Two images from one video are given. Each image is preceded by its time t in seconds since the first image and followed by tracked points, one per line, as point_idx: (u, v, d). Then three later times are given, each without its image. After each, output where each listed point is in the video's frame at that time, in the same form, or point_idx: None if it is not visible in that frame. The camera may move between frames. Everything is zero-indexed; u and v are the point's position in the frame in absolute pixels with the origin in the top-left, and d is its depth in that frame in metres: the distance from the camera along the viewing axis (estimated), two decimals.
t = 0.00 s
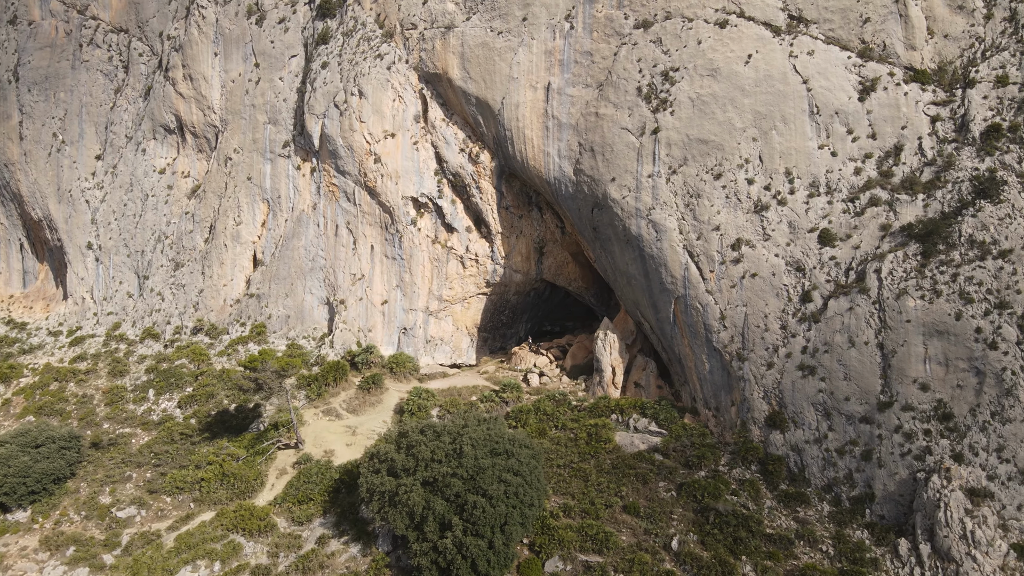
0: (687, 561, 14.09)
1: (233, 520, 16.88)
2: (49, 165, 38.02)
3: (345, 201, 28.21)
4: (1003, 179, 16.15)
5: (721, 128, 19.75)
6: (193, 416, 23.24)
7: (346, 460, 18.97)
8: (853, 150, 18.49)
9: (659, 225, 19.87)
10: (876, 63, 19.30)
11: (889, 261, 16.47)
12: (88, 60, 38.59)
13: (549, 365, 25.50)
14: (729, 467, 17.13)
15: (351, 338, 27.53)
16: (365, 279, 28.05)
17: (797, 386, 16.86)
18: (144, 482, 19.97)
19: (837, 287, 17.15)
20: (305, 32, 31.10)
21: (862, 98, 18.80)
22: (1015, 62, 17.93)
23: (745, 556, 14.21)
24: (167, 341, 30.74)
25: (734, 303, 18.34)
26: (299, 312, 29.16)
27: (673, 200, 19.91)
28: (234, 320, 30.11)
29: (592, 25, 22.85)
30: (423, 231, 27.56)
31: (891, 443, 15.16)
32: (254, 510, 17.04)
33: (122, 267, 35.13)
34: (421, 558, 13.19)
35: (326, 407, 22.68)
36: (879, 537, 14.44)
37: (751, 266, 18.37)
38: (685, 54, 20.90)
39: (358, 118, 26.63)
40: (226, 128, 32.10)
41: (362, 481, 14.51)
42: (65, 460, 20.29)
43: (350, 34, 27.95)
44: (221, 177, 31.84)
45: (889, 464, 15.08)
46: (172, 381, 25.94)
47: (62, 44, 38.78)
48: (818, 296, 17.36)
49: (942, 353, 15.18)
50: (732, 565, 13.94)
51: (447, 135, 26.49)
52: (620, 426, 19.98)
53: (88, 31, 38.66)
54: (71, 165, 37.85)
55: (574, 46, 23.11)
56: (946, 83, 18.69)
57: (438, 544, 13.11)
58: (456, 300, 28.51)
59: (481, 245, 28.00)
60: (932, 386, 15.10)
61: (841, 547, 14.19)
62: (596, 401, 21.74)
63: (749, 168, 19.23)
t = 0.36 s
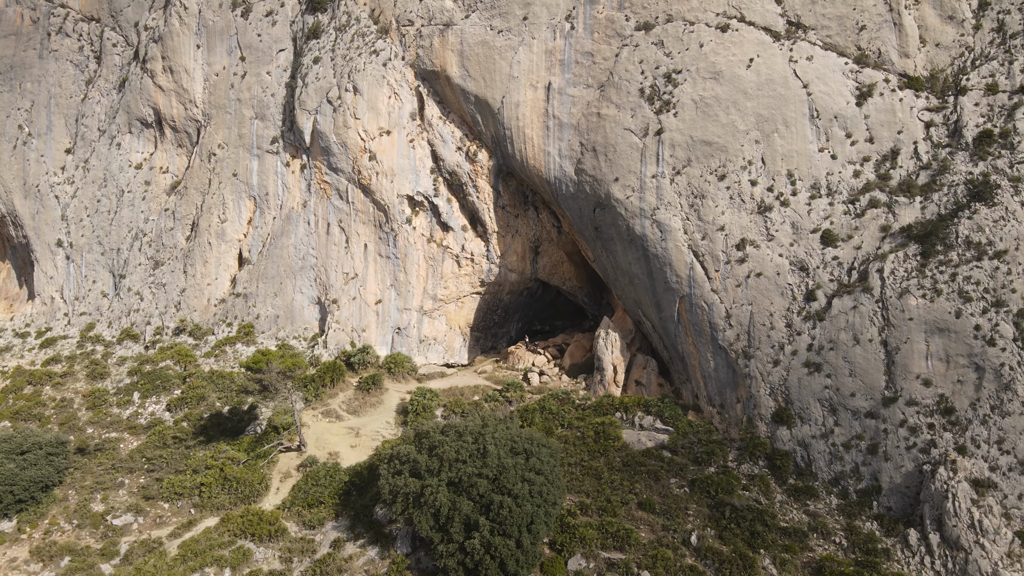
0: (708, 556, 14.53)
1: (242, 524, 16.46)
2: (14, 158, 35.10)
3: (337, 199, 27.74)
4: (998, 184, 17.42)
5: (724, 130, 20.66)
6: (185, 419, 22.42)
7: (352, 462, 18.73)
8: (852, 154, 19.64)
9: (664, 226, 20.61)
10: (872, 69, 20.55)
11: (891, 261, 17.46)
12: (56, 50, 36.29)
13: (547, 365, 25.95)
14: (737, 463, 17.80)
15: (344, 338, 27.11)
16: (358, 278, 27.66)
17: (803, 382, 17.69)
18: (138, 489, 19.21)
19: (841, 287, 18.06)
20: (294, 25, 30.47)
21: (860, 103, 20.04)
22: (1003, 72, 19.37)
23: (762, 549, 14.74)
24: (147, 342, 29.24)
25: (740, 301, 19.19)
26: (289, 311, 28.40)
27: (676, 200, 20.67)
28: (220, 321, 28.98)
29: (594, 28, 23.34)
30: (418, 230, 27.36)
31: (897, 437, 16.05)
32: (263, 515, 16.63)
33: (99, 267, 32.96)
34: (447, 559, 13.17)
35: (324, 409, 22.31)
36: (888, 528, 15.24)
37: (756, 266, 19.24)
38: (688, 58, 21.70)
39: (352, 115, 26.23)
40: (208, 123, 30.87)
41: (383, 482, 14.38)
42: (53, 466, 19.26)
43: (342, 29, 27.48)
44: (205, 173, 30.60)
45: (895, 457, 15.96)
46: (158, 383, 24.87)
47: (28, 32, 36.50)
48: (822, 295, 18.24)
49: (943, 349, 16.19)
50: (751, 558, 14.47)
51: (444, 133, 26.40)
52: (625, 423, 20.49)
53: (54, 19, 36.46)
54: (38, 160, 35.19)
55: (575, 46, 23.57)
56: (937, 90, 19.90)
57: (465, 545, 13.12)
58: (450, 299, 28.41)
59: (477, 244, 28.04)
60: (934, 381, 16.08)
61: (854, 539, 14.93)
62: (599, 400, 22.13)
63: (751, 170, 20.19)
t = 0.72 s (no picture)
0: (727, 550, 15.10)
1: (252, 529, 16.05)
2: None
3: (330, 196, 27.33)
4: (988, 186, 19.07)
5: (726, 132, 21.70)
6: (176, 422, 21.62)
7: (361, 464, 18.57)
8: (849, 157, 21.06)
9: (668, 225, 21.59)
10: (865, 75, 22.16)
11: (890, 261, 18.85)
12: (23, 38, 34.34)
13: (545, 363, 26.51)
14: (744, 459, 18.83)
15: (338, 338, 26.75)
16: (352, 277, 27.30)
17: (807, 378, 18.87)
18: (132, 495, 18.37)
19: (842, 285, 19.34)
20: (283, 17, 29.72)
21: (855, 108, 21.51)
22: (988, 80, 21.21)
23: (777, 543, 15.40)
24: (129, 343, 27.91)
25: (744, 300, 20.30)
26: (278, 311, 27.76)
27: (679, 200, 21.68)
28: (206, 321, 28.01)
29: (593, 28, 24.01)
30: (414, 228, 27.22)
31: (899, 430, 17.29)
32: (274, 519, 16.25)
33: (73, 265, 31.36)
34: (474, 559, 13.22)
35: (323, 410, 21.94)
36: (894, 519, 16.37)
37: (758, 266, 20.33)
38: (689, 60, 22.68)
39: (347, 111, 25.94)
40: (191, 117, 29.80)
41: (403, 484, 14.30)
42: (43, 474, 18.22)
43: (337, 23, 27.16)
44: (188, 168, 29.52)
45: (898, 450, 17.17)
46: (145, 386, 23.83)
47: None
48: (823, 293, 19.50)
49: (941, 346, 17.59)
50: (768, 549, 15.17)
51: (441, 131, 26.39)
52: (631, 420, 21.16)
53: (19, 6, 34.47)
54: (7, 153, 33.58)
55: (575, 46, 24.21)
56: (928, 97, 21.73)
57: (492, 545, 13.21)
58: (444, 299, 28.29)
59: (473, 243, 28.09)
60: (933, 376, 17.46)
61: (865, 530, 15.93)
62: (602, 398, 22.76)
63: (753, 171, 21.29)
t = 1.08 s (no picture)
0: (744, 544, 15.58)
1: (263, 534, 15.70)
2: None
3: (323, 193, 26.88)
4: (977, 189, 20.74)
5: (728, 134, 22.67)
6: (171, 426, 20.91)
7: (371, 465, 18.37)
8: (844, 159, 22.42)
9: (671, 224, 22.39)
10: (858, 81, 23.68)
11: (887, 260, 20.18)
12: None
13: (544, 362, 26.99)
14: (751, 454, 19.67)
15: (333, 338, 26.34)
16: (346, 276, 26.91)
17: (810, 375, 19.85)
18: (131, 502, 17.73)
19: (841, 284, 20.52)
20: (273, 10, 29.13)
21: (850, 113, 22.92)
22: (974, 87, 23.09)
23: (790, 536, 15.94)
24: (112, 344, 26.70)
25: (746, 299, 21.22)
26: (269, 310, 27.08)
27: (682, 200, 22.48)
28: (194, 321, 27.04)
29: (594, 29, 24.71)
30: (410, 227, 27.07)
31: (900, 424, 18.34)
32: (286, 523, 15.93)
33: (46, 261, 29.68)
34: (501, 559, 13.31)
35: (325, 411, 21.63)
36: (898, 509, 17.32)
37: (761, 265, 21.30)
38: (690, 62, 23.58)
39: (343, 107, 25.64)
40: (175, 111, 28.82)
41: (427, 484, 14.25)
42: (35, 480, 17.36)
43: (332, 18, 26.89)
44: (172, 163, 28.50)
45: (899, 443, 18.20)
46: (133, 388, 22.81)
47: None
48: (824, 292, 20.61)
49: (937, 342, 18.85)
50: (781, 541, 15.71)
51: (439, 129, 26.37)
52: (635, 418, 21.65)
53: None
54: None
55: (575, 46, 24.81)
56: (917, 102, 23.41)
57: (519, 544, 13.34)
58: (439, 298, 28.18)
59: (468, 241, 28.08)
60: (931, 372, 18.65)
61: (872, 522, 16.82)
62: (604, 396, 23.26)
63: (754, 172, 22.32)
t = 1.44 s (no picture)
0: (758, 537, 15.98)
1: (277, 537, 15.36)
2: None
3: (318, 190, 26.42)
4: (964, 192, 22.20)
5: (728, 135, 23.41)
6: (166, 429, 20.22)
7: (382, 466, 18.13)
8: (839, 161, 23.56)
9: (673, 223, 22.94)
10: (850, 86, 24.94)
11: (882, 258, 21.35)
12: None
13: (542, 361, 27.21)
14: (755, 449, 20.23)
15: (329, 337, 25.85)
16: (341, 275, 26.48)
17: (810, 371, 20.60)
18: (131, 508, 17.11)
19: (839, 283, 21.48)
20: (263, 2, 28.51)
21: (844, 116, 24.16)
22: (959, 94, 24.56)
23: (801, 527, 16.43)
24: (94, 346, 25.54)
25: (747, 297, 21.89)
26: (261, 309, 26.40)
27: (684, 200, 23.09)
28: (181, 320, 26.08)
29: (594, 30, 25.25)
30: (406, 225, 26.81)
31: (899, 418, 19.26)
32: (301, 525, 15.63)
33: (19, 259, 28.16)
34: (529, 558, 13.34)
35: (328, 413, 21.26)
36: (899, 501, 18.11)
37: (762, 264, 22.03)
38: (690, 65, 24.31)
39: (340, 103, 25.31)
40: (160, 104, 27.85)
41: (452, 484, 14.21)
42: (31, 487, 16.66)
43: (328, 12, 26.53)
44: (157, 158, 27.52)
45: (897, 436, 19.08)
46: (123, 391, 21.96)
47: None
48: (822, 290, 21.47)
49: (931, 339, 20.02)
50: (793, 533, 16.18)
51: (437, 126, 26.30)
52: (638, 415, 21.86)
53: None
54: None
55: (575, 46, 25.26)
56: (906, 106, 24.84)
57: (547, 542, 13.39)
58: (434, 297, 27.97)
59: (465, 240, 27.99)
60: (925, 367, 19.74)
61: (876, 513, 17.41)
62: (606, 394, 23.48)
63: (754, 172, 23.14)
